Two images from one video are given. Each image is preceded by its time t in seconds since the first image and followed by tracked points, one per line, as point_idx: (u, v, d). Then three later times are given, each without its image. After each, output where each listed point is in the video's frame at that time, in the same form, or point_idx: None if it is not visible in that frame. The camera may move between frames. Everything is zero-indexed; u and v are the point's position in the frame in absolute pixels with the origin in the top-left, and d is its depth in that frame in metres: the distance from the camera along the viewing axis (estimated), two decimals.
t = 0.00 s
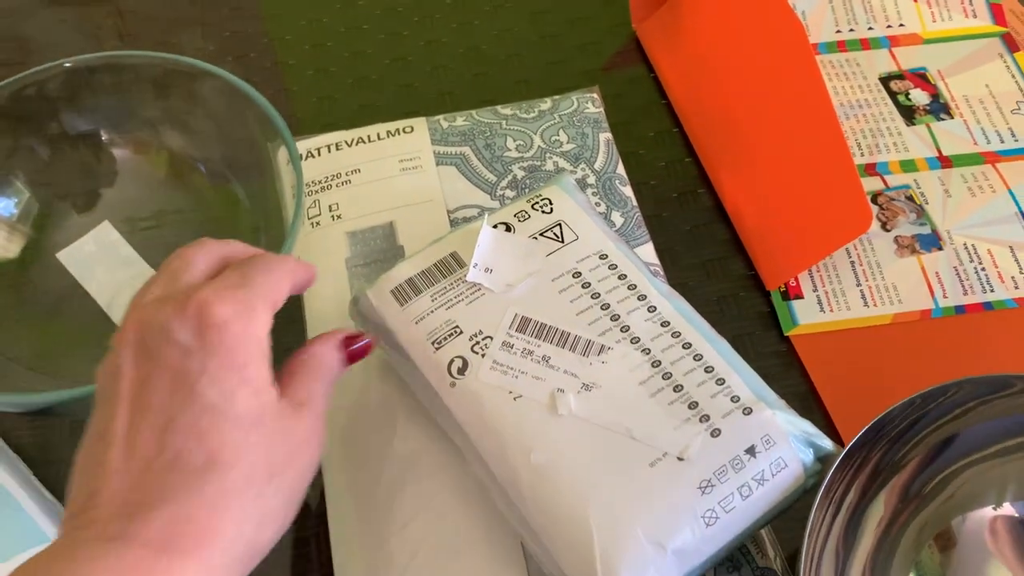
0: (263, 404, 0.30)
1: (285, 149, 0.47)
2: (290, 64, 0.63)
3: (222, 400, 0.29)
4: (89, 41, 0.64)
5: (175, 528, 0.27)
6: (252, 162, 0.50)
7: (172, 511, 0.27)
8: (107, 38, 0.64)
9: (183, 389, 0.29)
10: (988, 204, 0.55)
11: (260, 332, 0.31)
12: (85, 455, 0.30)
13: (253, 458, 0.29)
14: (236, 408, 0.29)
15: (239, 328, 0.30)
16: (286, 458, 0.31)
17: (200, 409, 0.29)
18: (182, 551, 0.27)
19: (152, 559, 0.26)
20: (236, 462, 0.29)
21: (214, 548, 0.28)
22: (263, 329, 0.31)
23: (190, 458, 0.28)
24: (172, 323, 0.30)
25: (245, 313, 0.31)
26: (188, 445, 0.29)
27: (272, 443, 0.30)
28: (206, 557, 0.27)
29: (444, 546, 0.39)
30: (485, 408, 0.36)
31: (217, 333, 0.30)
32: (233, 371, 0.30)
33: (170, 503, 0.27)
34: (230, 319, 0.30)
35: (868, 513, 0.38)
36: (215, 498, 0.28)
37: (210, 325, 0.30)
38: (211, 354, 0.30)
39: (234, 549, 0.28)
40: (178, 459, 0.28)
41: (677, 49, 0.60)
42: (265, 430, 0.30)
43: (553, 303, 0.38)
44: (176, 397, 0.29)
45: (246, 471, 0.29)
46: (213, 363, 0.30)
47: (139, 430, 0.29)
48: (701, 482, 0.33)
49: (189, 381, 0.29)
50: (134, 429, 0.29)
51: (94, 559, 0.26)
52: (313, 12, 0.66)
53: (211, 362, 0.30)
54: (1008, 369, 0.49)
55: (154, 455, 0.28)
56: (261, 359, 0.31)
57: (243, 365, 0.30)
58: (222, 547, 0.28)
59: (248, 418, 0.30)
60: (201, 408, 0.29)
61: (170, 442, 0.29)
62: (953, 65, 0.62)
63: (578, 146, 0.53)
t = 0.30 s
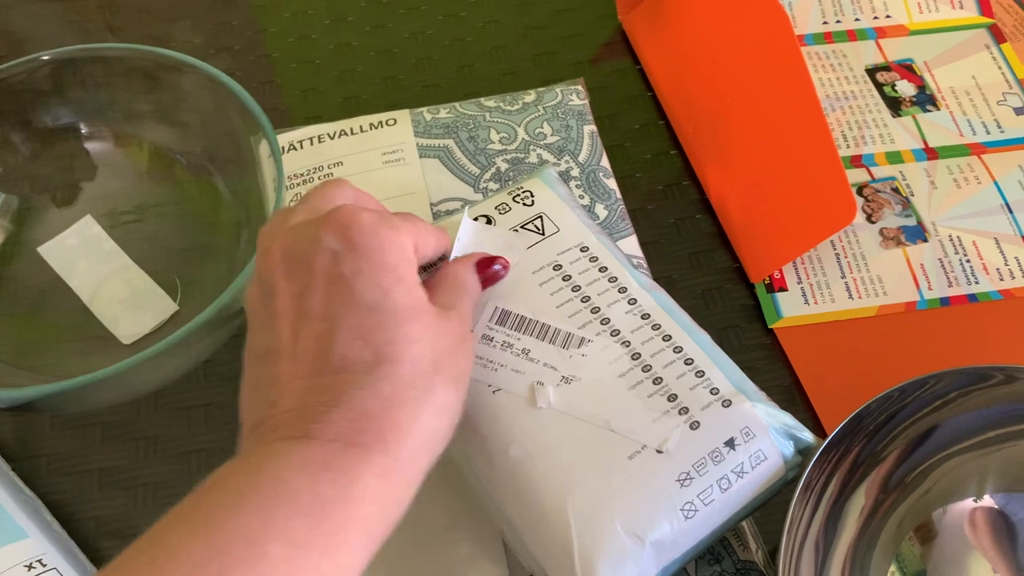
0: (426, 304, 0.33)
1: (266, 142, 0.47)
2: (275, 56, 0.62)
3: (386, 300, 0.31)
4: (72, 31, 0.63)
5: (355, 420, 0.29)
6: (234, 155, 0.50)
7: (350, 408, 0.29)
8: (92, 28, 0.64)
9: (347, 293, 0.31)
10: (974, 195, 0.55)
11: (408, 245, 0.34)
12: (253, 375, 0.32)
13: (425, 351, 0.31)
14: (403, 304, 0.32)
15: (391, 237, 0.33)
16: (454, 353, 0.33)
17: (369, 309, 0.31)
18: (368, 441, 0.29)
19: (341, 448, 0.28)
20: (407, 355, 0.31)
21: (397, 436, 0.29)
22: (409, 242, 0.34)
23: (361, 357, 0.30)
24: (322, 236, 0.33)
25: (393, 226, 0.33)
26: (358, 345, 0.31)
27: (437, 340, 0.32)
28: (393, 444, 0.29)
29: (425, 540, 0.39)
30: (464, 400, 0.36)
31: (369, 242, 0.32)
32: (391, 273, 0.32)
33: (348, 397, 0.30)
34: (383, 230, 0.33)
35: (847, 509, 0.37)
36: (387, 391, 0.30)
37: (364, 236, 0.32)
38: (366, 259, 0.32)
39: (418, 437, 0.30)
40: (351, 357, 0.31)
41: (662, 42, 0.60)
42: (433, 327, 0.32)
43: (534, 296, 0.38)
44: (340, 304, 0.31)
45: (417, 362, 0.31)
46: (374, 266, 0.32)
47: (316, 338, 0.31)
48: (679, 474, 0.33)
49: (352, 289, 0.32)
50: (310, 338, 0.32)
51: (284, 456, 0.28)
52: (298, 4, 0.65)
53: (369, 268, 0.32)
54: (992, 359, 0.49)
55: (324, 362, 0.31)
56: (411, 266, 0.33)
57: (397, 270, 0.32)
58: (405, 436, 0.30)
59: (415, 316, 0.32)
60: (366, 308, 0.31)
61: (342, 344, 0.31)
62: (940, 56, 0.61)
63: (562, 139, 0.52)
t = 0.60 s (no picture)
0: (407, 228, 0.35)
1: (247, 139, 0.47)
2: (258, 53, 0.62)
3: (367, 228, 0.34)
4: (55, 28, 0.63)
5: (361, 309, 0.30)
6: (216, 152, 0.50)
7: (349, 302, 0.30)
8: (75, 25, 0.63)
9: (332, 230, 0.34)
10: (961, 188, 0.55)
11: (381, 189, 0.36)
12: (265, 301, 0.36)
13: (413, 257, 0.33)
14: (383, 227, 0.34)
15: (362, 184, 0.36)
16: (445, 257, 0.34)
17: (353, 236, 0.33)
18: (375, 323, 0.29)
19: (350, 328, 0.29)
20: (397, 260, 0.32)
21: (400, 322, 0.30)
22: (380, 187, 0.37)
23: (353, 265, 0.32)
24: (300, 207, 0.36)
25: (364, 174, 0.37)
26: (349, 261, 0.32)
27: (426, 251, 0.34)
28: (397, 328, 0.30)
29: (407, 540, 0.39)
30: (445, 399, 0.36)
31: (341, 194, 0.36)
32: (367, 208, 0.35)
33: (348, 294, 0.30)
34: (352, 178, 0.36)
35: (831, 505, 0.37)
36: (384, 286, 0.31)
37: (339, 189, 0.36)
38: (343, 203, 0.35)
39: (423, 327, 0.31)
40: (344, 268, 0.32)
41: (648, 36, 0.59)
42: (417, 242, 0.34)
43: (515, 293, 0.38)
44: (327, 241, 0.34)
45: (410, 265, 0.32)
46: (351, 206, 0.35)
47: (309, 275, 0.34)
48: (661, 471, 0.33)
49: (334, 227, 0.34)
50: (304, 279, 0.34)
51: (296, 339, 0.28)
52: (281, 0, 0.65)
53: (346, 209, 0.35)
54: (978, 352, 0.48)
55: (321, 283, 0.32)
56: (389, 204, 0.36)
57: (374, 205, 0.35)
58: (410, 324, 0.30)
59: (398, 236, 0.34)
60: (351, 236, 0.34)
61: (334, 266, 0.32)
62: (926, 48, 0.61)
63: (547, 134, 0.52)
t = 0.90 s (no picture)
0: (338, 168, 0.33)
1: (237, 144, 0.47)
2: (248, 54, 0.62)
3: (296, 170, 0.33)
4: (45, 32, 0.62)
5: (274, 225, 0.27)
6: (205, 155, 0.50)
7: (265, 226, 0.28)
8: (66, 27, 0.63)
9: (266, 184, 0.33)
10: (950, 185, 0.55)
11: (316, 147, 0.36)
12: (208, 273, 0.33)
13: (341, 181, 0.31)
14: (320, 171, 0.33)
15: (294, 145, 0.35)
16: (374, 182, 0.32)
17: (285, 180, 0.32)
18: (295, 230, 0.27)
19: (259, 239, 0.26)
20: (320, 185, 0.30)
21: (316, 230, 0.27)
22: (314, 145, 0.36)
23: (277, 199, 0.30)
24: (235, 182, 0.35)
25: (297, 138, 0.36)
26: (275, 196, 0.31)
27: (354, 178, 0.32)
28: (315, 236, 0.27)
29: (399, 542, 0.39)
30: (434, 402, 0.36)
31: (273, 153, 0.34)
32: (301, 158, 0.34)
33: (264, 220, 0.28)
34: (283, 141, 0.35)
35: (820, 505, 0.37)
36: (303, 204, 0.29)
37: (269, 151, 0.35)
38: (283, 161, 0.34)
39: (346, 237, 0.28)
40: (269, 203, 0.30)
41: (638, 35, 0.59)
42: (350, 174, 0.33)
43: (503, 295, 0.38)
44: (259, 191, 0.32)
45: (336, 186, 0.31)
46: (285, 158, 0.34)
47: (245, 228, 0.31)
48: (649, 472, 0.33)
49: (267, 178, 0.33)
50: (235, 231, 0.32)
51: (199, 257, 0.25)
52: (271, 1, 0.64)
53: (278, 161, 0.34)
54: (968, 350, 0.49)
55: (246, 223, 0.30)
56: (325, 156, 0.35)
57: (311, 161, 0.34)
58: (332, 231, 0.28)
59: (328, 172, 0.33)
60: (281, 180, 0.32)
61: (260, 207, 0.31)
62: (916, 46, 0.61)
63: (537, 134, 0.52)
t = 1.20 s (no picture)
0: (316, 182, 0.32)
1: (227, 151, 0.47)
2: (239, 60, 0.62)
3: (272, 184, 0.32)
4: (36, 38, 0.62)
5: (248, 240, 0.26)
6: (195, 162, 0.50)
7: (237, 242, 0.27)
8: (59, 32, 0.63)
9: (245, 191, 0.32)
10: (939, 187, 0.55)
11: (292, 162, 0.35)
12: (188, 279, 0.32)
13: (318, 195, 0.30)
14: (297, 180, 0.32)
15: (268, 159, 0.34)
16: (354, 197, 0.32)
17: (260, 193, 0.31)
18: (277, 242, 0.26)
19: (234, 255, 0.25)
20: (295, 200, 0.29)
21: (292, 244, 0.26)
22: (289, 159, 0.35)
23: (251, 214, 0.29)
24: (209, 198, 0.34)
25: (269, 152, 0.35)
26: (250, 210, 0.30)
27: (331, 192, 0.31)
28: (291, 250, 0.26)
29: (391, 548, 0.39)
30: (422, 410, 0.36)
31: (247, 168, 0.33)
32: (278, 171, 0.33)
33: (236, 237, 0.27)
34: (255, 155, 0.34)
35: (808, 508, 0.38)
36: (278, 218, 0.28)
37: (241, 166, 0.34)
38: (262, 169, 0.33)
39: (323, 251, 0.28)
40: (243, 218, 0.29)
41: (627, 40, 0.60)
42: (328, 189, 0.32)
43: (491, 302, 0.38)
44: (234, 206, 0.31)
45: (313, 200, 0.30)
46: (258, 172, 0.33)
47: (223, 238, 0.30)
48: (636, 479, 0.33)
49: (240, 192, 0.32)
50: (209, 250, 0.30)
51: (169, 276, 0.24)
52: (262, 6, 0.64)
53: (253, 175, 0.33)
54: (956, 352, 0.49)
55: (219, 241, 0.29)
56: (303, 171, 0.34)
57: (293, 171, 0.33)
58: (315, 243, 0.27)
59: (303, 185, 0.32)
60: (255, 194, 0.31)
61: (234, 223, 0.30)
62: (905, 48, 0.62)
63: (526, 139, 0.52)
